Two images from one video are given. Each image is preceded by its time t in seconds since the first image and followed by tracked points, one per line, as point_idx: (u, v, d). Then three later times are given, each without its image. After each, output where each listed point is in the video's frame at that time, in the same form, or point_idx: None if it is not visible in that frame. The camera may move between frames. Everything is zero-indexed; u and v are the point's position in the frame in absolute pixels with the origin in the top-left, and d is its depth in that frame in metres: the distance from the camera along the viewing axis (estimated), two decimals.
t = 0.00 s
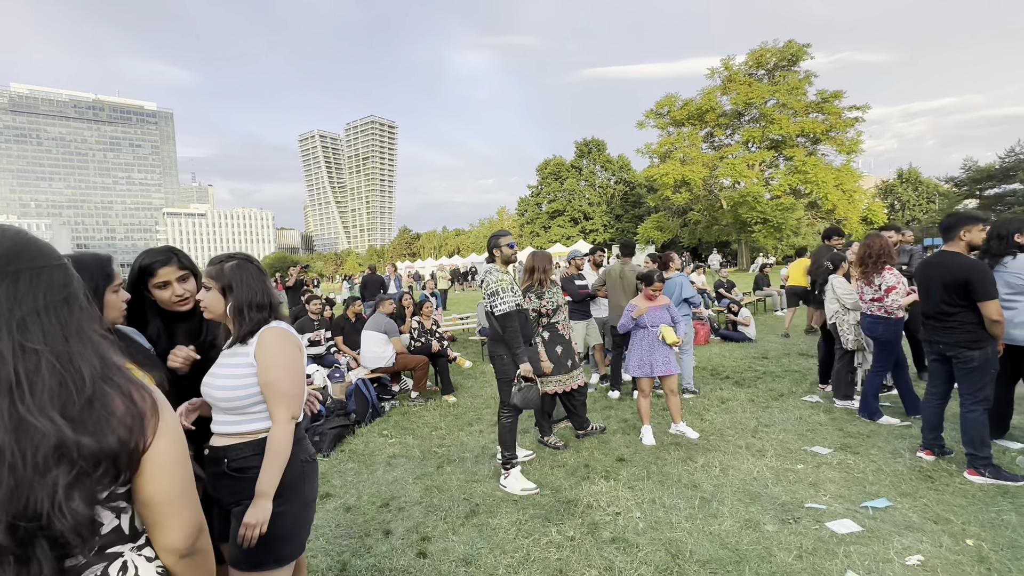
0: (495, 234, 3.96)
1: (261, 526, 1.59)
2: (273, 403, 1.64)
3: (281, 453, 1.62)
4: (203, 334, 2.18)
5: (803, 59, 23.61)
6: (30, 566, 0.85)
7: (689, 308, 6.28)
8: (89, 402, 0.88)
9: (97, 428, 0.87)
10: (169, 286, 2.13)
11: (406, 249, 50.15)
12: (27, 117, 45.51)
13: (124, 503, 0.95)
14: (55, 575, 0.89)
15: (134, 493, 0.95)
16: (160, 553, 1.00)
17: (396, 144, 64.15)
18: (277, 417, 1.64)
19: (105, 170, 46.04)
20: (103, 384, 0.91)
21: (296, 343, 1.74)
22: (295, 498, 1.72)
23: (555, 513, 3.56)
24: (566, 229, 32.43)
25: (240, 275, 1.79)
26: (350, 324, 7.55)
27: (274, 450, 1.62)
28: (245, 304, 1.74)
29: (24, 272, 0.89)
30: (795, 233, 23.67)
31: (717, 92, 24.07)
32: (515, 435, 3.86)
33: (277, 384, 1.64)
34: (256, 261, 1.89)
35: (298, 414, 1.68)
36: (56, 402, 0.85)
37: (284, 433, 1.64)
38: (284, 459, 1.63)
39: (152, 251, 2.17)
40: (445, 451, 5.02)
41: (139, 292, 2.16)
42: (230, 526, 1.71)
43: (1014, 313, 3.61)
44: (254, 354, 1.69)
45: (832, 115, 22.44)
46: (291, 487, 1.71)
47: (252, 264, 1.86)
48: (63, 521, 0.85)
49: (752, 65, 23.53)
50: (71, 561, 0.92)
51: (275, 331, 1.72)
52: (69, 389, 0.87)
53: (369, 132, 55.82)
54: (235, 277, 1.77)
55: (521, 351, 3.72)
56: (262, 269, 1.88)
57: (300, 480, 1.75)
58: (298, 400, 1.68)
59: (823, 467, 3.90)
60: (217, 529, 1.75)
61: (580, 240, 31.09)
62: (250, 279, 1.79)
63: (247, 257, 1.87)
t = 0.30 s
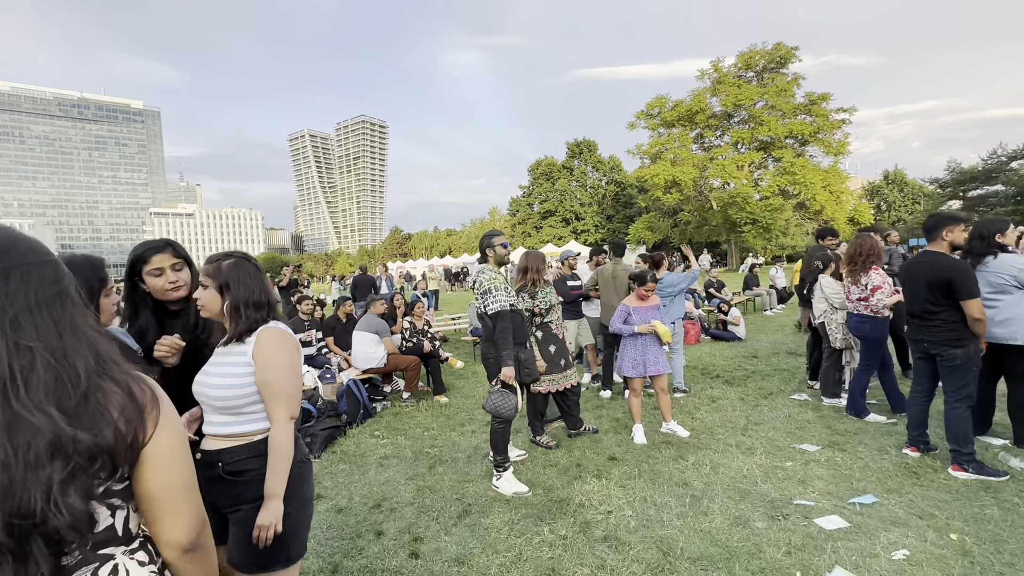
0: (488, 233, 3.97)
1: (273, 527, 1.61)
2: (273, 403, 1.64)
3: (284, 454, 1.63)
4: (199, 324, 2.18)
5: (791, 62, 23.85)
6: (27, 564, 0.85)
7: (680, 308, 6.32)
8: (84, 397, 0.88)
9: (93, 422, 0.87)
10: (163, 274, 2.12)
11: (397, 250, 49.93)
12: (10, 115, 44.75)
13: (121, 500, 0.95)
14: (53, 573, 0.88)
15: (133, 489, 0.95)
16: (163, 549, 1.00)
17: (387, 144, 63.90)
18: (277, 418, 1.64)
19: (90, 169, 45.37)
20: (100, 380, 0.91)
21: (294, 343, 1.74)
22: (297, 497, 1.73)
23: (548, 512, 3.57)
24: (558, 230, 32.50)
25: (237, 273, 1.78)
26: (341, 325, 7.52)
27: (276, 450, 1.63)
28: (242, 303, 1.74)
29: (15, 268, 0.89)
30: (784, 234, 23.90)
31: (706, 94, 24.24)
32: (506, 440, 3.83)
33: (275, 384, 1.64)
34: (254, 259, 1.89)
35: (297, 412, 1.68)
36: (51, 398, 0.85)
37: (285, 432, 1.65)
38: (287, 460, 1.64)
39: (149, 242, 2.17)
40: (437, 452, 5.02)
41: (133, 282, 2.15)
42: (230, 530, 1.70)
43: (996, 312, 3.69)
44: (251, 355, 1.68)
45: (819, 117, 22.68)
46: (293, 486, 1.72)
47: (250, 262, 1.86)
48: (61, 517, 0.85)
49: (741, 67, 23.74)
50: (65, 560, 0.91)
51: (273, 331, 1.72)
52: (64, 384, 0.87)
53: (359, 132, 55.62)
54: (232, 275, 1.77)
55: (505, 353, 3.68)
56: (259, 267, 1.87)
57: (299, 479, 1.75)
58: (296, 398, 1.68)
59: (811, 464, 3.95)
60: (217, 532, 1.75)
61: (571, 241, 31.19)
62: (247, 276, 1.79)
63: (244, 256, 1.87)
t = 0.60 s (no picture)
0: (480, 234, 4.00)
1: (279, 530, 1.64)
2: (276, 405, 1.64)
3: (287, 457, 1.64)
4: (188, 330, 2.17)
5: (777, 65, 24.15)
6: None
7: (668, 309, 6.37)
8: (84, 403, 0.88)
9: (82, 434, 0.86)
10: (153, 279, 2.10)
11: (386, 251, 49.66)
12: None
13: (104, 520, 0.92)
14: None
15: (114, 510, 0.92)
16: None
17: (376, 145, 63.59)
18: (279, 421, 1.65)
19: (72, 169, 44.54)
20: (99, 392, 0.91)
21: (291, 344, 1.74)
22: (298, 499, 1.75)
23: (537, 513, 3.58)
24: (547, 231, 32.59)
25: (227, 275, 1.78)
26: (330, 327, 7.47)
27: (280, 453, 1.64)
28: (233, 304, 1.73)
29: (41, 271, 0.90)
30: (770, 235, 24.19)
31: (694, 96, 24.46)
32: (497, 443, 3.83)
33: (276, 386, 1.64)
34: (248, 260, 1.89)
35: (298, 413, 1.69)
36: (53, 402, 0.85)
37: (287, 434, 1.66)
38: (291, 462, 1.66)
39: (135, 246, 2.15)
40: (427, 453, 5.02)
41: (119, 287, 2.12)
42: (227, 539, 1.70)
43: (974, 311, 3.77)
44: (247, 357, 1.68)
45: (804, 120, 22.99)
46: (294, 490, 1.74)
47: (241, 263, 1.85)
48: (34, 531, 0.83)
49: (728, 70, 23.99)
50: None
51: (270, 332, 1.71)
52: (67, 390, 0.87)
53: (348, 133, 55.31)
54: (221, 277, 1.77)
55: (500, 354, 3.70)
56: (251, 269, 1.87)
57: (298, 482, 1.77)
58: (296, 400, 1.69)
59: (797, 462, 4.01)
60: (211, 539, 1.74)
61: (561, 242, 31.28)
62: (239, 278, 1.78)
63: (235, 256, 1.86)
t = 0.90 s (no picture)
0: (472, 235, 4.01)
1: (275, 541, 1.63)
2: (265, 413, 1.64)
3: (277, 465, 1.63)
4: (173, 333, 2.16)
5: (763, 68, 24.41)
6: None
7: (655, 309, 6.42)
8: (91, 419, 0.83)
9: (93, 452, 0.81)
10: (136, 283, 2.09)
11: (376, 252, 49.41)
12: None
13: (87, 543, 0.85)
14: None
15: (100, 533, 0.84)
16: None
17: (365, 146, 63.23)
18: (267, 429, 1.64)
19: (55, 170, 43.76)
20: (107, 409, 0.86)
21: (278, 349, 1.73)
22: (289, 508, 1.75)
23: (528, 513, 3.60)
24: (537, 232, 32.67)
25: (205, 277, 1.77)
26: (318, 329, 7.43)
27: (270, 462, 1.63)
28: (208, 308, 1.72)
29: (62, 279, 0.86)
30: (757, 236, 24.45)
31: (682, 99, 24.64)
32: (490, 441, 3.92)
33: (263, 393, 1.64)
34: (232, 263, 1.87)
35: (287, 421, 1.69)
36: (67, 417, 0.81)
37: (277, 441, 1.66)
38: (281, 471, 1.64)
39: (113, 253, 2.14)
40: (417, 455, 5.01)
41: (101, 295, 2.10)
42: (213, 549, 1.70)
43: (953, 311, 3.85)
44: (233, 363, 1.68)
45: (790, 123, 23.27)
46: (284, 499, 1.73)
47: (224, 266, 1.84)
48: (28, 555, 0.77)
49: (715, 73, 24.21)
50: None
51: (258, 337, 1.71)
52: (84, 405, 0.83)
53: (336, 133, 54.96)
54: (200, 280, 1.76)
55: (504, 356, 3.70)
56: (234, 272, 1.86)
57: (288, 491, 1.76)
58: (285, 407, 1.68)
59: (783, 460, 4.06)
60: (199, 550, 1.74)
61: (551, 243, 31.36)
62: (217, 282, 1.77)
63: (219, 259, 1.85)
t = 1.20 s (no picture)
0: (465, 238, 4.02)
1: (241, 556, 1.62)
2: (247, 422, 1.64)
3: (255, 476, 1.62)
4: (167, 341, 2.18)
5: (753, 72, 24.64)
6: None
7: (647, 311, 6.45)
8: (84, 428, 0.84)
9: (84, 459, 0.81)
10: (134, 291, 2.09)
11: (368, 254, 49.23)
12: None
13: (81, 553, 0.85)
14: None
15: (92, 542, 0.85)
16: None
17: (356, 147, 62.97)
18: (248, 437, 1.63)
19: (42, 172, 43.17)
20: (98, 417, 0.86)
21: (265, 356, 1.73)
22: (270, 518, 1.74)
23: (521, 514, 3.61)
24: (530, 234, 32.71)
25: (198, 280, 1.76)
26: (310, 332, 7.40)
27: (247, 473, 1.62)
28: (201, 312, 1.72)
29: (49, 283, 0.86)
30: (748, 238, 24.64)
31: (673, 102, 24.81)
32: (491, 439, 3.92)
33: (245, 401, 1.63)
34: (224, 265, 1.86)
35: (269, 430, 1.68)
36: (58, 424, 0.81)
37: (258, 452, 1.65)
38: (259, 482, 1.64)
39: (110, 257, 2.13)
40: (410, 457, 5.00)
41: (96, 300, 2.09)
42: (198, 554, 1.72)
43: (938, 311, 3.92)
44: (219, 368, 1.68)
45: (780, 126, 23.50)
46: (266, 509, 1.73)
47: (216, 268, 1.84)
48: (19, 567, 0.77)
49: (706, 76, 24.38)
50: None
51: (246, 341, 1.71)
52: (76, 411, 0.84)
53: (328, 135, 54.73)
54: (193, 282, 1.75)
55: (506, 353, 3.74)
56: (226, 274, 1.85)
57: (272, 500, 1.76)
58: (269, 416, 1.67)
59: (773, 459, 4.11)
60: (186, 554, 1.76)
61: (544, 244, 31.42)
62: (210, 285, 1.77)
63: (211, 261, 1.85)
